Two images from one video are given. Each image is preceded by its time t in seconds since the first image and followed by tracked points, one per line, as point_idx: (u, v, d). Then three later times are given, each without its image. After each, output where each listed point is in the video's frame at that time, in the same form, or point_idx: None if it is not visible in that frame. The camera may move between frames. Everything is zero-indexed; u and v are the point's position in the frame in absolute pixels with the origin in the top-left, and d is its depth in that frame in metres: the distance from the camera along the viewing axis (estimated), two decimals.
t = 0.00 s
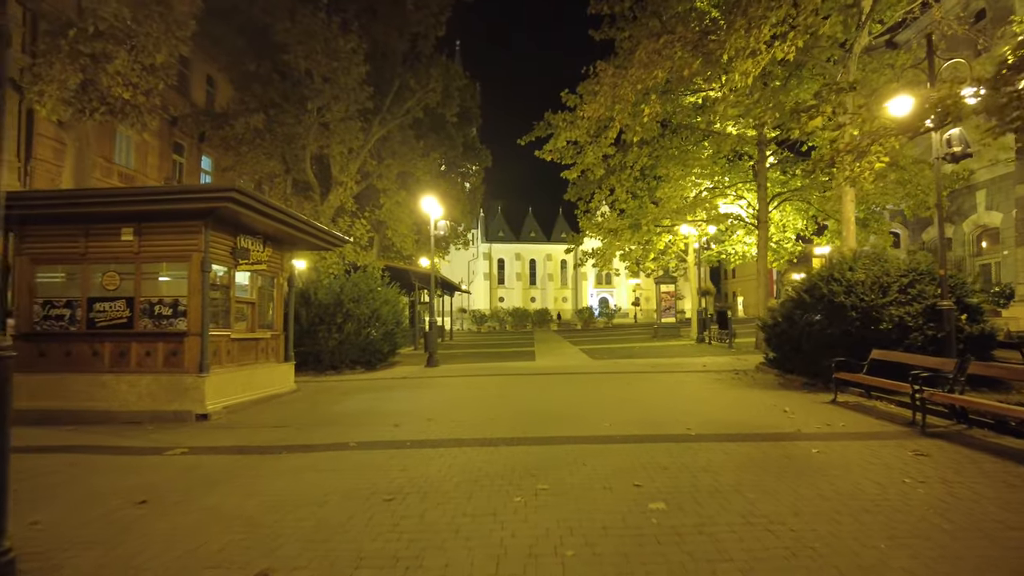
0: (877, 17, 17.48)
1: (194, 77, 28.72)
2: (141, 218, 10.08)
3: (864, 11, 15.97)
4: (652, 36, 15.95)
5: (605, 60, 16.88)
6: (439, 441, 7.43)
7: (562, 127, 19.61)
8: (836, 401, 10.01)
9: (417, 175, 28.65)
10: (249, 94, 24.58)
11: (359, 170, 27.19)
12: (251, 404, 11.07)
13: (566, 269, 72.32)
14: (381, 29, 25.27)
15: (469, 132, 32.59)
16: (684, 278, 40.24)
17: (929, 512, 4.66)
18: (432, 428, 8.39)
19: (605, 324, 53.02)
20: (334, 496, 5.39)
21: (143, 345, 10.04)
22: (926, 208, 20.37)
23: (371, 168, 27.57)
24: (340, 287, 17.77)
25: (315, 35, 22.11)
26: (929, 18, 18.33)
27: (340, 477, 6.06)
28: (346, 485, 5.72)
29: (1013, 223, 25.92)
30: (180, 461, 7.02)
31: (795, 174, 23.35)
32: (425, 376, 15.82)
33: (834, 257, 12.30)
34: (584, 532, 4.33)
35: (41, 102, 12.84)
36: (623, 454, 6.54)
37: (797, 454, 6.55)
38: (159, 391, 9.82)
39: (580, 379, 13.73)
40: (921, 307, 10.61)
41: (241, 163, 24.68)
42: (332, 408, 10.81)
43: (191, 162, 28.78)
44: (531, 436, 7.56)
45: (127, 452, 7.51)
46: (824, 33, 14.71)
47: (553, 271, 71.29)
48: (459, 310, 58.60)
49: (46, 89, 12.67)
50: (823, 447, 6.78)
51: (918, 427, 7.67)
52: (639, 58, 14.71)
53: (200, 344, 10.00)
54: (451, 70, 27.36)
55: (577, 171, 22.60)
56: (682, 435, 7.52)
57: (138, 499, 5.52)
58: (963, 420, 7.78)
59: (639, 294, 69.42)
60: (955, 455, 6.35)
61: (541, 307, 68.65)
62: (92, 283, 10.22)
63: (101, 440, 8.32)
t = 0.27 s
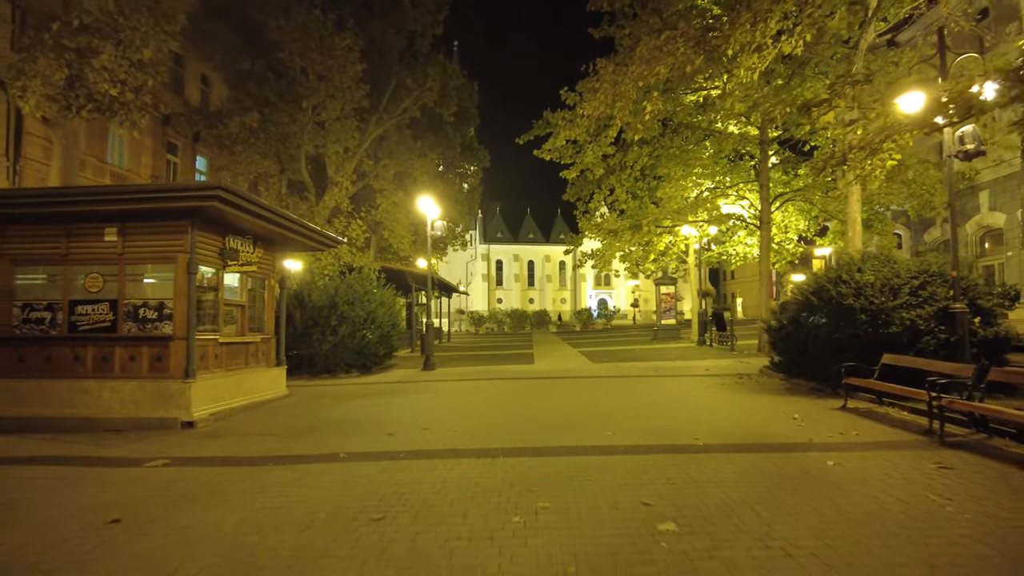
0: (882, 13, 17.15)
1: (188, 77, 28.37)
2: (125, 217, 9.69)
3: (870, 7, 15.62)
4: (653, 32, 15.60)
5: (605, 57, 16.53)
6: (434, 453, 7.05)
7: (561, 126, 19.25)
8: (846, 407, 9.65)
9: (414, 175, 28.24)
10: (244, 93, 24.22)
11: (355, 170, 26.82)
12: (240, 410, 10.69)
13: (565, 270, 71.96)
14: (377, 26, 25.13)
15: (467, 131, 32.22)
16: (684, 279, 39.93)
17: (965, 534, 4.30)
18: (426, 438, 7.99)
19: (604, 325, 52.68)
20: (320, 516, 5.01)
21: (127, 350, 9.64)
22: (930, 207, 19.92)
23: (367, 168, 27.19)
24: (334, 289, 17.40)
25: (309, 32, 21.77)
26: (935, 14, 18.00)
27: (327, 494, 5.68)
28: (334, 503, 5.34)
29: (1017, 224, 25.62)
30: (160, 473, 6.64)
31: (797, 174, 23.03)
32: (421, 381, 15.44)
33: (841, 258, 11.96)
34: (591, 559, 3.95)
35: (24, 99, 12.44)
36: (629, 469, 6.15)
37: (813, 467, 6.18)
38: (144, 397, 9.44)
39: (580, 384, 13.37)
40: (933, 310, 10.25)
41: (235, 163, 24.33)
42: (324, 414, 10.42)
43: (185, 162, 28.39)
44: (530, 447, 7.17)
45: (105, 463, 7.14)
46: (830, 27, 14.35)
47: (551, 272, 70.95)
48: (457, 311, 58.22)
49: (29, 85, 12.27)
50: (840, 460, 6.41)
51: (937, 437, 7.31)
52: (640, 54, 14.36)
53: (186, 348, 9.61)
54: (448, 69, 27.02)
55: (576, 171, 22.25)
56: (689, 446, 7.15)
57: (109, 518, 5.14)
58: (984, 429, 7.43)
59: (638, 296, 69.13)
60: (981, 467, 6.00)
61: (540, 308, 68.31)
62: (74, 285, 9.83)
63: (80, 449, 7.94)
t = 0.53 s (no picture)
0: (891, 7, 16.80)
1: (184, 74, 28.03)
2: (110, 212, 9.32)
3: None
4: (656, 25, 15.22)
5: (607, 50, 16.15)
6: (430, 459, 6.68)
7: (562, 122, 18.89)
8: (859, 410, 9.29)
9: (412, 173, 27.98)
10: (240, 89, 23.85)
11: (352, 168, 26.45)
12: (231, 412, 10.32)
13: (565, 270, 71.62)
14: (375, 22, 24.77)
15: (466, 129, 31.86)
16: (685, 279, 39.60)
17: (1010, 551, 3.93)
18: (422, 442, 7.63)
19: (604, 325, 52.30)
20: (307, 529, 4.64)
21: (112, 350, 9.26)
22: (939, 205, 19.90)
23: (365, 165, 26.83)
24: (330, 288, 17.06)
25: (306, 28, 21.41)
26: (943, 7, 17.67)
27: (315, 505, 5.31)
28: (323, 514, 4.97)
29: None
30: (139, 480, 6.27)
31: (800, 171, 22.69)
32: (418, 382, 15.08)
33: (851, 256, 11.60)
34: None
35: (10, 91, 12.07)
36: (637, 478, 5.79)
37: (833, 475, 5.82)
38: (129, 399, 9.08)
39: (582, 385, 13.03)
40: (948, 309, 9.89)
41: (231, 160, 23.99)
42: (318, 416, 10.05)
43: (181, 160, 28.02)
44: (531, 453, 6.81)
45: (84, 469, 6.78)
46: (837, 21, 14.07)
47: (551, 273, 70.60)
48: (456, 311, 57.82)
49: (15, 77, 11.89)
50: (860, 466, 6.04)
51: (960, 442, 6.94)
52: (643, 47, 14.02)
53: (173, 348, 9.24)
54: (447, 65, 26.63)
55: (577, 168, 21.89)
56: (698, 452, 6.80)
57: (80, 532, 4.77)
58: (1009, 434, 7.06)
59: (638, 295, 68.81)
60: (1011, 475, 5.64)
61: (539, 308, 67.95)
62: (58, 283, 9.46)
63: (59, 454, 7.57)
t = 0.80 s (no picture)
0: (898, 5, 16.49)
1: (179, 73, 27.70)
2: (92, 211, 8.96)
3: None
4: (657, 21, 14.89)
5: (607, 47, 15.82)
6: (424, 471, 6.33)
7: (562, 122, 18.53)
8: (871, 417, 8.94)
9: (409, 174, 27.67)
10: (235, 89, 23.50)
11: (349, 168, 26.09)
12: (219, 418, 9.95)
13: (563, 272, 71.28)
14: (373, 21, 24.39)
15: (464, 130, 31.50)
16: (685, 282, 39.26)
17: None
18: (415, 452, 7.27)
19: (603, 328, 51.94)
20: (287, 553, 4.28)
21: (92, 354, 8.88)
22: (944, 206, 19.63)
23: (361, 166, 26.47)
24: (324, 290, 16.70)
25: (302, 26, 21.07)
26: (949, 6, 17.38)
27: (299, 523, 4.95)
28: (306, 537, 4.60)
29: None
30: (114, 494, 5.92)
31: (803, 172, 22.39)
32: (414, 386, 14.73)
33: (860, 257, 11.24)
34: None
35: None
36: (644, 493, 5.44)
37: (851, 489, 5.46)
38: (111, 406, 8.70)
39: (582, 390, 12.68)
40: (963, 312, 9.54)
41: (225, 161, 23.65)
42: (308, 423, 9.67)
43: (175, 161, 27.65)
44: (531, 465, 6.45)
45: (56, 481, 6.40)
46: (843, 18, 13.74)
47: (549, 275, 70.25)
48: (454, 313, 57.42)
49: None
50: (880, 480, 5.69)
51: (982, 453, 6.58)
52: (646, 43, 13.69)
53: (157, 352, 8.87)
54: (444, 64, 26.26)
55: (576, 169, 21.57)
56: (706, 463, 6.45)
57: (41, 555, 4.40)
58: None
59: (637, 298, 68.48)
60: None
61: (538, 311, 67.60)
62: (38, 284, 9.09)
63: (34, 464, 7.22)
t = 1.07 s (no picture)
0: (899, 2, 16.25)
1: (168, 71, 27.26)
2: (68, 209, 8.57)
3: None
4: (655, 17, 14.58)
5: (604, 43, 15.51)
6: (414, 483, 5.97)
7: (557, 120, 18.22)
8: (878, 422, 8.63)
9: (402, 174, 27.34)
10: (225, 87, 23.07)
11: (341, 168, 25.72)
12: (201, 425, 9.57)
13: (558, 273, 71.00)
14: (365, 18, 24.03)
15: (458, 130, 31.13)
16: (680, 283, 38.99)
17: None
18: (404, 462, 6.91)
19: (598, 329, 51.68)
20: None
21: (66, 359, 8.47)
22: (943, 206, 19.45)
23: (354, 166, 26.10)
24: (314, 291, 16.33)
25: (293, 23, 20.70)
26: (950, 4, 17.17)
27: (277, 543, 4.58)
28: (284, 559, 4.24)
29: None
30: (83, 509, 5.54)
31: (801, 173, 22.15)
32: (405, 390, 14.37)
33: (864, 258, 10.95)
34: None
35: None
36: (648, 508, 5.10)
37: (868, 503, 5.15)
38: (87, 413, 8.30)
39: (578, 394, 12.35)
40: (972, 313, 9.25)
41: (214, 160, 23.23)
42: (294, 430, 9.30)
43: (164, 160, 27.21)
44: (527, 476, 6.11)
45: (23, 495, 6.02)
46: (844, 14, 13.47)
47: (544, 276, 69.96)
48: (448, 315, 57.01)
49: None
50: (897, 493, 5.37)
51: (999, 462, 6.29)
52: (643, 39, 13.39)
53: (136, 357, 8.48)
54: (438, 63, 25.87)
55: (571, 168, 21.26)
56: (712, 474, 6.11)
57: None
58: None
59: (631, 299, 68.27)
60: None
61: (532, 312, 67.29)
62: (11, 285, 8.68)
63: (1, 475, 6.83)
